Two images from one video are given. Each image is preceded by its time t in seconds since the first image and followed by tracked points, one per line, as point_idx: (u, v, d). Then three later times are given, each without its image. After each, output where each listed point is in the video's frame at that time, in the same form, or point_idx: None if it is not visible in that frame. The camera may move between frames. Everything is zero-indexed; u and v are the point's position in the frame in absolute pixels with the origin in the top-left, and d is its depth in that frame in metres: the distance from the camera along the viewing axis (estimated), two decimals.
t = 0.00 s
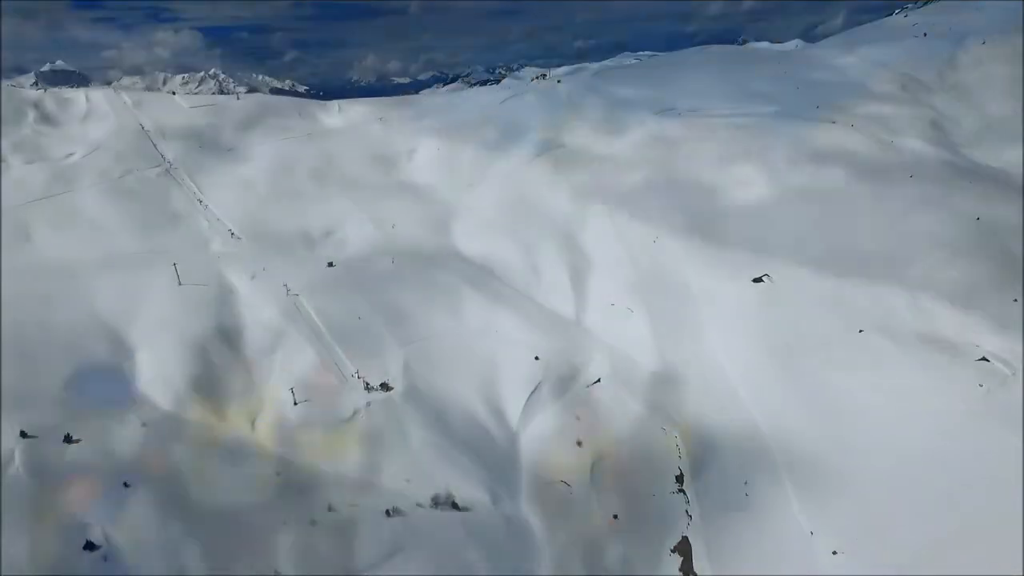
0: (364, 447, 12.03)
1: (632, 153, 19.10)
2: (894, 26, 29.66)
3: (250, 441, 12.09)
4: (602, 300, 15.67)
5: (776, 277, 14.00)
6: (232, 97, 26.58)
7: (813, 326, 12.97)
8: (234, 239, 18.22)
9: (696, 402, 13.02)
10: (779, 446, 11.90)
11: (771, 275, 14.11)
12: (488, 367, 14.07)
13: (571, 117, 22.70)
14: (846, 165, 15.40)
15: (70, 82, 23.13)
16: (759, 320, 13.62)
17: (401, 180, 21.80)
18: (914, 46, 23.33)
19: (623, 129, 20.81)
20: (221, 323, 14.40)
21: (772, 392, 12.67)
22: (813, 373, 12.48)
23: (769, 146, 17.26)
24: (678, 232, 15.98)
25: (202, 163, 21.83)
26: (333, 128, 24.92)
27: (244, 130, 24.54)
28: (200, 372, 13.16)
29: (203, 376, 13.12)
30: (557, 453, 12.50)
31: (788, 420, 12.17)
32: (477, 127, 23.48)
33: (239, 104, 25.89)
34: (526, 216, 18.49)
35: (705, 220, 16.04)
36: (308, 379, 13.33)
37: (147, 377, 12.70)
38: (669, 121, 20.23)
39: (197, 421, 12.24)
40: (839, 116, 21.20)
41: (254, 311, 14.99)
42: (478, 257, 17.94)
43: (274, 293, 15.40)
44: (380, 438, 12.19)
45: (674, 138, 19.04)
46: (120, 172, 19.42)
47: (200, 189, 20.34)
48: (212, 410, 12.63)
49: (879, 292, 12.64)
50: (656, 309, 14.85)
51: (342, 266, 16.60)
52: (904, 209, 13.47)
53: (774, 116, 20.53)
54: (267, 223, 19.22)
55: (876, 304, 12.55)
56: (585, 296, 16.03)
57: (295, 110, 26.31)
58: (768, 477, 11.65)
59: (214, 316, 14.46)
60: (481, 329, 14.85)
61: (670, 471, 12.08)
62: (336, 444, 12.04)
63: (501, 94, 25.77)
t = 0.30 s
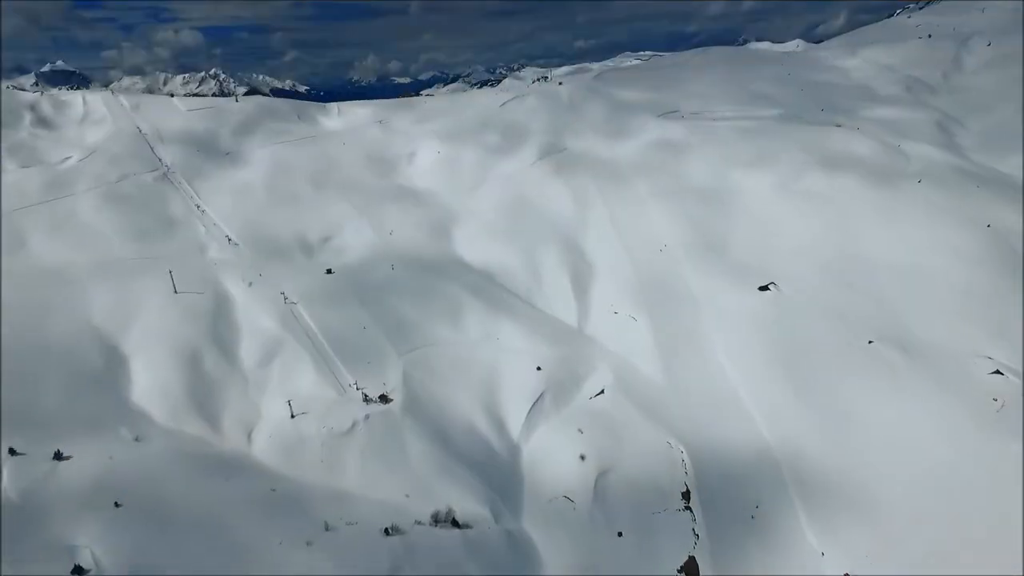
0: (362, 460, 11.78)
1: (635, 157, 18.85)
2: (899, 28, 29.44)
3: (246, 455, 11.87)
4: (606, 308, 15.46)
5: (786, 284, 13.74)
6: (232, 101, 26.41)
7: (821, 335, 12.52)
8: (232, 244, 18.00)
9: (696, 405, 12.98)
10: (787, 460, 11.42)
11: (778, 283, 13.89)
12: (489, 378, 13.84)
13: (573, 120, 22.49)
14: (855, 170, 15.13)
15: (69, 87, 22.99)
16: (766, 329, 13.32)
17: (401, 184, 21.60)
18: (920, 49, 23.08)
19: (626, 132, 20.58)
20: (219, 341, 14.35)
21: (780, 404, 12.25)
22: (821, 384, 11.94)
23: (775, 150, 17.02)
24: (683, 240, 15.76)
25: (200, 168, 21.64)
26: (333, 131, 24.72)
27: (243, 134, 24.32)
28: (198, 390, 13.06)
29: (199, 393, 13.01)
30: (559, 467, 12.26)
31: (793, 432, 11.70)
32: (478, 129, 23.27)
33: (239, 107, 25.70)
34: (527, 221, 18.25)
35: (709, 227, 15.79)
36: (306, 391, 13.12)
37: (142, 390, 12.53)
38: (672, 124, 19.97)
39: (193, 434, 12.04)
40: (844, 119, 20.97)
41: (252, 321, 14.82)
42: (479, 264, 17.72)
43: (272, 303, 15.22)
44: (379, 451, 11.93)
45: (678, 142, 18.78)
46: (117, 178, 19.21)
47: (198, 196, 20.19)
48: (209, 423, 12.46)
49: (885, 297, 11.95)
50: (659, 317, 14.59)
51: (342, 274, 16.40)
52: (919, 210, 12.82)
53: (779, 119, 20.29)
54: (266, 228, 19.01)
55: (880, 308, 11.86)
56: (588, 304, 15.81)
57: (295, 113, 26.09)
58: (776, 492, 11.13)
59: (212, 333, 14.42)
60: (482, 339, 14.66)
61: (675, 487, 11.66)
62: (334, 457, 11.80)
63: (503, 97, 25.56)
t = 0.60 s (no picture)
0: (361, 475, 11.57)
1: (637, 161, 18.60)
2: (903, 28, 29.20)
3: (243, 469, 11.65)
4: (609, 316, 15.20)
5: (792, 292, 13.41)
6: (230, 104, 26.14)
7: (827, 343, 12.24)
8: (229, 251, 17.77)
9: (697, 406, 12.88)
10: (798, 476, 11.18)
11: (785, 291, 13.53)
12: (490, 389, 13.61)
13: (575, 123, 22.25)
14: (863, 176, 14.88)
15: (64, 90, 22.70)
16: (771, 337, 13.01)
17: (401, 189, 21.35)
18: (926, 50, 22.86)
19: (628, 135, 20.34)
20: (215, 349, 14.09)
21: (787, 415, 11.99)
22: (827, 395, 11.71)
23: (780, 154, 16.77)
24: (686, 246, 15.50)
25: (198, 173, 21.38)
26: (332, 135, 24.47)
27: (241, 137, 24.05)
28: (193, 402, 12.82)
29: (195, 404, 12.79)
30: (562, 481, 12.06)
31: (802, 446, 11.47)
32: (478, 133, 23.04)
33: (237, 111, 25.45)
34: (529, 227, 18.00)
35: (712, 232, 15.49)
36: (304, 402, 12.88)
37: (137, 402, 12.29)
38: (675, 127, 19.71)
39: (188, 447, 11.81)
40: (850, 122, 20.71)
41: (249, 330, 14.59)
42: (480, 271, 17.48)
43: (271, 312, 15.01)
44: (378, 465, 11.70)
45: (681, 146, 18.52)
46: (113, 184, 18.95)
47: (196, 201, 19.94)
48: (205, 436, 12.24)
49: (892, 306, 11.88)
50: (663, 325, 14.33)
51: (341, 282, 16.18)
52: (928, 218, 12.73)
53: (783, 122, 20.04)
54: (264, 235, 18.77)
55: (889, 318, 11.77)
56: (590, 312, 15.55)
57: (294, 115, 25.83)
58: (790, 512, 10.90)
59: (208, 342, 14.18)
60: (484, 348, 14.44)
61: (682, 503, 11.40)
62: (332, 471, 11.59)
63: (504, 100, 25.29)
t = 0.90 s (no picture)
0: (360, 488, 11.33)
1: (640, 166, 18.37)
2: (906, 29, 28.95)
3: (239, 481, 11.42)
4: (612, 324, 15.01)
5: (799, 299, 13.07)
6: (228, 107, 25.93)
7: (835, 352, 11.71)
8: (227, 257, 17.54)
9: (699, 409, 12.94)
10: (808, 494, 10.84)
11: (792, 298, 13.23)
12: (491, 398, 13.38)
13: (576, 126, 22.01)
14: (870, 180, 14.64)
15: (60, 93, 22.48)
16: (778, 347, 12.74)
17: (401, 193, 21.12)
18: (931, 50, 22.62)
19: (631, 138, 20.11)
20: (210, 359, 13.87)
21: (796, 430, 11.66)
22: (836, 408, 11.12)
23: (785, 158, 16.52)
24: (690, 253, 15.29)
25: (195, 177, 21.15)
26: (331, 138, 24.25)
27: (239, 141, 23.83)
28: (189, 412, 12.58)
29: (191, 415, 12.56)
30: (565, 494, 11.85)
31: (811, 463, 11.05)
32: (478, 136, 22.81)
33: (235, 114, 25.24)
34: (530, 231, 17.77)
35: (717, 239, 15.28)
36: (301, 413, 12.64)
37: (132, 412, 12.05)
38: (677, 130, 19.47)
39: (184, 459, 11.56)
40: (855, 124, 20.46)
41: (246, 337, 14.40)
42: (481, 277, 17.25)
43: (268, 319, 14.78)
44: (377, 477, 11.46)
45: (684, 150, 18.28)
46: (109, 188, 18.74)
47: (193, 206, 19.72)
48: (201, 447, 12.00)
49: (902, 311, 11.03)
50: (668, 334, 14.16)
51: (340, 289, 15.97)
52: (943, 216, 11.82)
53: (788, 124, 19.79)
54: (262, 240, 18.54)
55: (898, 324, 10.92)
56: (593, 320, 15.35)
57: (293, 118, 25.61)
58: (802, 529, 10.59)
59: (205, 351, 13.96)
60: (484, 357, 14.21)
61: (688, 519, 11.31)
62: (330, 484, 11.36)
63: (504, 102, 25.06)
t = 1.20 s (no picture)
0: (359, 501, 11.06)
1: (643, 169, 18.11)
2: (910, 29, 28.67)
3: (234, 495, 11.15)
4: (615, 330, 14.77)
5: (806, 305, 12.90)
6: (227, 108, 25.67)
7: (847, 360, 11.66)
8: (224, 262, 17.28)
9: (700, 409, 12.83)
10: (821, 509, 10.73)
11: (799, 304, 13.05)
12: (492, 407, 13.13)
13: (579, 128, 21.76)
14: (877, 184, 14.36)
15: (60, 93, 22.26)
16: (786, 354, 12.50)
17: (401, 197, 20.88)
18: (937, 50, 22.36)
19: (633, 141, 19.84)
20: (207, 367, 13.42)
21: (806, 442, 11.47)
22: (847, 416, 11.08)
23: (790, 160, 16.21)
24: (695, 258, 15.03)
25: (193, 180, 20.92)
26: (331, 141, 24.00)
27: (237, 143, 23.58)
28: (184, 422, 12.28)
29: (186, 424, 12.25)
30: (568, 507, 11.60)
31: (823, 476, 10.93)
32: (479, 138, 22.58)
33: (234, 116, 25.00)
34: (532, 236, 17.50)
35: (722, 244, 15.00)
36: (299, 423, 12.36)
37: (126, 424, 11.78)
38: (681, 132, 19.19)
39: (178, 471, 11.32)
40: (862, 125, 20.17)
41: (243, 343, 14.08)
42: (482, 283, 16.98)
43: (265, 326, 14.43)
44: (377, 490, 11.20)
45: (687, 153, 18.00)
46: (105, 192, 18.52)
47: (191, 210, 19.48)
48: (196, 459, 11.72)
49: (910, 321, 11.31)
50: (671, 341, 13.88)
51: (338, 295, 15.74)
52: (942, 226, 12.19)
53: (793, 126, 19.51)
54: (260, 244, 18.29)
55: (908, 335, 11.18)
56: (596, 326, 15.08)
57: (292, 120, 25.35)
58: (816, 550, 10.45)
59: (201, 358, 13.54)
60: (485, 364, 13.95)
61: (695, 534, 10.98)
62: (328, 497, 11.08)
63: (505, 104, 24.84)
